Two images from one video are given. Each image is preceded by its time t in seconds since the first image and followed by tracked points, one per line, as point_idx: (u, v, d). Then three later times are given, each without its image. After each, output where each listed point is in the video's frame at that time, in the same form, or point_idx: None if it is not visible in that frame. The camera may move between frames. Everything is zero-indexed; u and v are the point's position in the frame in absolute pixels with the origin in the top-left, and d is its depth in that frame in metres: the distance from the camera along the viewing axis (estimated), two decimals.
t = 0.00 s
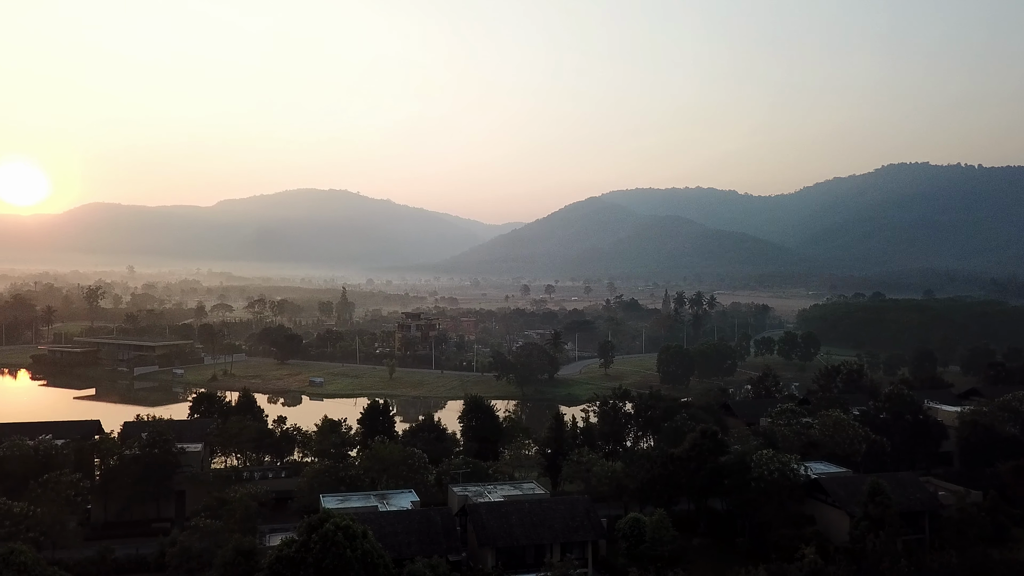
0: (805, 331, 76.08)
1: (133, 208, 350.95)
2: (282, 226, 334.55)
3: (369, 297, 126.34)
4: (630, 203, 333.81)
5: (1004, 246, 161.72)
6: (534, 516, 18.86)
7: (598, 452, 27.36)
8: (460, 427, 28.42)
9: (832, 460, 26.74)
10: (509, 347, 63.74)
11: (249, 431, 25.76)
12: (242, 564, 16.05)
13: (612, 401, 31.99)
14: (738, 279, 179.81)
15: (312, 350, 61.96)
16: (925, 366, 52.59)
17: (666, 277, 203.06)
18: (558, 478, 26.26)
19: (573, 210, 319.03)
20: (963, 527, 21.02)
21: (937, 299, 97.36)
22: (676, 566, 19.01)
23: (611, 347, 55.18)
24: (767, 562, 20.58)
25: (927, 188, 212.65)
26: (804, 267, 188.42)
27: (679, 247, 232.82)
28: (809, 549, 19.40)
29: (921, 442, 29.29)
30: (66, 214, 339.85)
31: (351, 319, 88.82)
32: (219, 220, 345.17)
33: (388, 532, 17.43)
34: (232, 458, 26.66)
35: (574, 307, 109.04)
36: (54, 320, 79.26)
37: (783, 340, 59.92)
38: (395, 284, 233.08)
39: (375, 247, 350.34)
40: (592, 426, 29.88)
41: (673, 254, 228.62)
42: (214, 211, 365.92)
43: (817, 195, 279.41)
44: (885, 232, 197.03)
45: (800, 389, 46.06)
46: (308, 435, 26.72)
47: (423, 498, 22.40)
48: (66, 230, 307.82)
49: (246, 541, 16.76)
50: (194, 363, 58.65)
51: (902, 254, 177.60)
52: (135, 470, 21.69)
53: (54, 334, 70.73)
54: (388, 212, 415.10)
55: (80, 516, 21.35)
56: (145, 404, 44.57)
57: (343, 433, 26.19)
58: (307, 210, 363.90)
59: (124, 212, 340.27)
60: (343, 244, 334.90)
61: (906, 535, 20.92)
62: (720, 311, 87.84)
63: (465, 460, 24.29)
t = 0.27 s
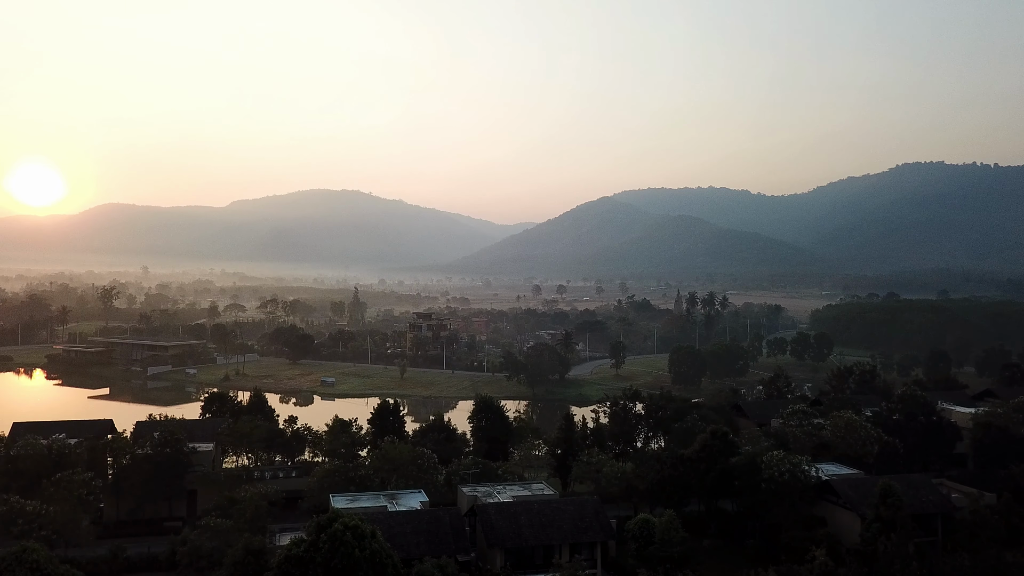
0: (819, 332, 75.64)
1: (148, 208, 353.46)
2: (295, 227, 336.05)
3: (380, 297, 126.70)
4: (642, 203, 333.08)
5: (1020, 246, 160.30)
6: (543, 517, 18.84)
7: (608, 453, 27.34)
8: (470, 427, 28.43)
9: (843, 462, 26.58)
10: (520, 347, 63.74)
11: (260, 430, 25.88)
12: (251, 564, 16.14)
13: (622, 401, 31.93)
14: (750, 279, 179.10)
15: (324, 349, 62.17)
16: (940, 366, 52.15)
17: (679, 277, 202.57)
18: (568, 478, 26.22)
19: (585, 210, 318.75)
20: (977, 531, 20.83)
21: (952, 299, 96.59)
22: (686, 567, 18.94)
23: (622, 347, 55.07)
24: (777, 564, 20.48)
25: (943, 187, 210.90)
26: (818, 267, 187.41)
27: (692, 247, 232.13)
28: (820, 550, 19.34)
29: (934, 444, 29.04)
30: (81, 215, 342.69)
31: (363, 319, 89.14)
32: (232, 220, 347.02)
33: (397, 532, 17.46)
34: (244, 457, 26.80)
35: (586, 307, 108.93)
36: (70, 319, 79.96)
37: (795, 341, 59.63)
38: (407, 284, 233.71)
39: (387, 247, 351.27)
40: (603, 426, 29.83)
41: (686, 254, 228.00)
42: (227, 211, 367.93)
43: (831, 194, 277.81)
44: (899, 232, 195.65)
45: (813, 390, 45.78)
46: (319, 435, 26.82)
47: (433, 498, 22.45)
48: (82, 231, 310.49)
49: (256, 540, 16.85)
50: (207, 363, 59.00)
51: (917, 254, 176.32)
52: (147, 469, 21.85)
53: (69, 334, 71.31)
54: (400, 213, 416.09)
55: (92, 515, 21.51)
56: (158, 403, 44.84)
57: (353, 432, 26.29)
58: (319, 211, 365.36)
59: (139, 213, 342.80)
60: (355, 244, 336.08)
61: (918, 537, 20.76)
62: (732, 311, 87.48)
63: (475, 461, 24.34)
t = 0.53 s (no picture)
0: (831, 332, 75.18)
1: (162, 209, 355.80)
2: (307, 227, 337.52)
3: (392, 297, 127.06)
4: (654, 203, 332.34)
5: None
6: (551, 517, 18.83)
7: (617, 454, 27.30)
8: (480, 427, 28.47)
9: (855, 463, 26.41)
10: (531, 347, 63.73)
11: (271, 430, 26.00)
12: (259, 564, 16.22)
13: (632, 402, 31.83)
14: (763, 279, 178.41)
15: (335, 349, 62.38)
16: (954, 367, 51.74)
17: (691, 277, 202.18)
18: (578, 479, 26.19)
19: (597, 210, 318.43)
20: (991, 534, 20.61)
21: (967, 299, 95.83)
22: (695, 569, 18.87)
23: (633, 347, 54.92)
24: (788, 566, 20.39)
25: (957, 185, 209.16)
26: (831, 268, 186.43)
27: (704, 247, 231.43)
28: (831, 552, 19.21)
29: (948, 445, 28.78)
30: (96, 216, 345.47)
31: (375, 319, 89.45)
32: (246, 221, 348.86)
33: (405, 533, 17.50)
34: (254, 457, 26.91)
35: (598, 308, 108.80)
36: (84, 320, 80.58)
37: (807, 342, 59.33)
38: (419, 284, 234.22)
39: (399, 247, 352.22)
40: (613, 427, 29.77)
41: (698, 254, 227.45)
42: (241, 212, 369.85)
43: (844, 193, 276.16)
44: (913, 231, 194.33)
45: (825, 390, 45.49)
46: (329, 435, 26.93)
47: (442, 498, 22.45)
48: (97, 232, 312.81)
49: (264, 540, 16.92)
50: (219, 363, 59.32)
51: (931, 253, 175.01)
52: (159, 469, 22.00)
53: (83, 334, 71.88)
54: (412, 213, 417.03)
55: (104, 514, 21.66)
56: (171, 403, 45.10)
57: (363, 432, 26.36)
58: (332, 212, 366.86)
59: (153, 214, 345.24)
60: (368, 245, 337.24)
61: (930, 540, 20.58)
62: (744, 312, 87.14)
63: (484, 461, 24.35)
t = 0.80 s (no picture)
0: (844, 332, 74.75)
1: (175, 210, 358.12)
2: (320, 228, 338.89)
3: (404, 297, 127.33)
4: (666, 203, 331.38)
5: None
6: (559, 518, 18.81)
7: (627, 455, 27.21)
8: (489, 428, 28.50)
9: (866, 464, 26.20)
10: (542, 347, 63.68)
11: (281, 430, 26.13)
12: (268, 563, 16.28)
13: (642, 403, 31.77)
14: (775, 279, 177.64)
15: (346, 350, 62.58)
16: (968, 367, 51.30)
17: (703, 277, 201.76)
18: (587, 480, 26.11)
19: (608, 210, 317.95)
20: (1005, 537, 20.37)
21: (982, 299, 94.96)
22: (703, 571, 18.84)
23: (644, 348, 54.79)
24: (798, 568, 20.28)
25: (972, 183, 207.20)
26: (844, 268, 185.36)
27: (716, 247, 230.76)
28: (841, 554, 19.11)
29: (962, 447, 28.48)
30: (111, 216, 347.97)
31: (386, 319, 89.67)
32: (258, 222, 350.43)
33: (413, 533, 17.52)
34: (265, 457, 27.06)
35: (609, 308, 108.80)
36: (99, 319, 81.19)
37: (820, 342, 59.04)
38: (430, 284, 234.61)
39: (411, 247, 352.90)
40: (623, 427, 29.73)
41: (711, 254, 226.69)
42: (253, 213, 371.70)
43: (858, 193, 274.33)
44: (928, 231, 192.69)
45: (837, 391, 45.14)
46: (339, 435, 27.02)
47: (451, 498, 22.49)
48: (111, 232, 315.08)
49: (272, 540, 16.96)
50: (232, 363, 59.65)
51: (946, 253, 173.55)
52: (171, 468, 22.11)
53: (97, 334, 72.41)
54: (424, 214, 417.83)
55: (115, 513, 21.80)
56: (183, 403, 45.33)
57: (372, 432, 26.45)
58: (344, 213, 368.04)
59: (167, 214, 347.54)
60: (379, 246, 338.31)
61: (942, 543, 20.37)
62: (756, 312, 86.70)
63: (493, 461, 24.35)
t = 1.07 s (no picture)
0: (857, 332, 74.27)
1: (189, 210, 360.32)
2: (332, 228, 340.04)
3: (416, 297, 127.56)
4: (679, 203, 330.42)
5: None
6: (568, 519, 18.78)
7: (637, 456, 27.15)
8: (499, 428, 28.50)
9: (879, 465, 26.02)
10: (553, 348, 63.63)
11: (291, 430, 26.22)
12: (278, 562, 16.33)
13: (652, 404, 31.66)
14: (789, 279, 176.74)
15: (358, 349, 62.74)
16: (983, 368, 50.83)
17: (716, 277, 201.10)
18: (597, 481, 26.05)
19: (620, 209, 317.37)
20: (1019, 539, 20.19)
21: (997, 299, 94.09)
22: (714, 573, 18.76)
23: (656, 348, 54.65)
24: (809, 570, 20.19)
25: (988, 182, 205.24)
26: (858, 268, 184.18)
27: (729, 246, 229.89)
28: (853, 557, 18.96)
29: (975, 449, 28.23)
30: (125, 217, 350.37)
31: (397, 319, 89.85)
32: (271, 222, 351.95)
33: (422, 533, 17.57)
34: (276, 456, 27.17)
35: (620, 308, 108.62)
36: (113, 319, 81.78)
37: (832, 343, 58.67)
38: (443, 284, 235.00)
39: (423, 247, 353.49)
40: (634, 427, 29.63)
41: (723, 254, 225.87)
42: (266, 213, 373.44)
43: (872, 192, 272.48)
44: (943, 231, 191.16)
45: (850, 393, 44.82)
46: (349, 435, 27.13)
47: (460, 499, 22.51)
48: (126, 232, 317.38)
49: (282, 539, 17.03)
50: (244, 362, 59.92)
51: (961, 253, 172.12)
52: (183, 467, 22.23)
53: (111, 334, 72.95)
54: (436, 214, 418.47)
55: (127, 511, 21.95)
56: (195, 402, 45.56)
57: (382, 433, 26.50)
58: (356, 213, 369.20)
59: (181, 215, 349.64)
60: (392, 247, 339.11)
61: (955, 546, 20.22)
62: (768, 313, 86.26)
63: (502, 461, 24.34)
